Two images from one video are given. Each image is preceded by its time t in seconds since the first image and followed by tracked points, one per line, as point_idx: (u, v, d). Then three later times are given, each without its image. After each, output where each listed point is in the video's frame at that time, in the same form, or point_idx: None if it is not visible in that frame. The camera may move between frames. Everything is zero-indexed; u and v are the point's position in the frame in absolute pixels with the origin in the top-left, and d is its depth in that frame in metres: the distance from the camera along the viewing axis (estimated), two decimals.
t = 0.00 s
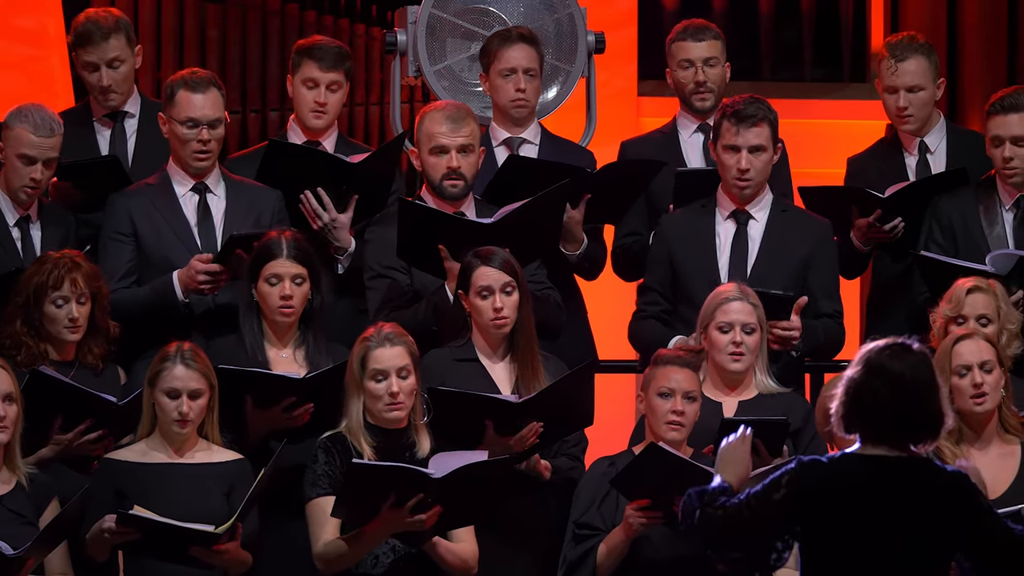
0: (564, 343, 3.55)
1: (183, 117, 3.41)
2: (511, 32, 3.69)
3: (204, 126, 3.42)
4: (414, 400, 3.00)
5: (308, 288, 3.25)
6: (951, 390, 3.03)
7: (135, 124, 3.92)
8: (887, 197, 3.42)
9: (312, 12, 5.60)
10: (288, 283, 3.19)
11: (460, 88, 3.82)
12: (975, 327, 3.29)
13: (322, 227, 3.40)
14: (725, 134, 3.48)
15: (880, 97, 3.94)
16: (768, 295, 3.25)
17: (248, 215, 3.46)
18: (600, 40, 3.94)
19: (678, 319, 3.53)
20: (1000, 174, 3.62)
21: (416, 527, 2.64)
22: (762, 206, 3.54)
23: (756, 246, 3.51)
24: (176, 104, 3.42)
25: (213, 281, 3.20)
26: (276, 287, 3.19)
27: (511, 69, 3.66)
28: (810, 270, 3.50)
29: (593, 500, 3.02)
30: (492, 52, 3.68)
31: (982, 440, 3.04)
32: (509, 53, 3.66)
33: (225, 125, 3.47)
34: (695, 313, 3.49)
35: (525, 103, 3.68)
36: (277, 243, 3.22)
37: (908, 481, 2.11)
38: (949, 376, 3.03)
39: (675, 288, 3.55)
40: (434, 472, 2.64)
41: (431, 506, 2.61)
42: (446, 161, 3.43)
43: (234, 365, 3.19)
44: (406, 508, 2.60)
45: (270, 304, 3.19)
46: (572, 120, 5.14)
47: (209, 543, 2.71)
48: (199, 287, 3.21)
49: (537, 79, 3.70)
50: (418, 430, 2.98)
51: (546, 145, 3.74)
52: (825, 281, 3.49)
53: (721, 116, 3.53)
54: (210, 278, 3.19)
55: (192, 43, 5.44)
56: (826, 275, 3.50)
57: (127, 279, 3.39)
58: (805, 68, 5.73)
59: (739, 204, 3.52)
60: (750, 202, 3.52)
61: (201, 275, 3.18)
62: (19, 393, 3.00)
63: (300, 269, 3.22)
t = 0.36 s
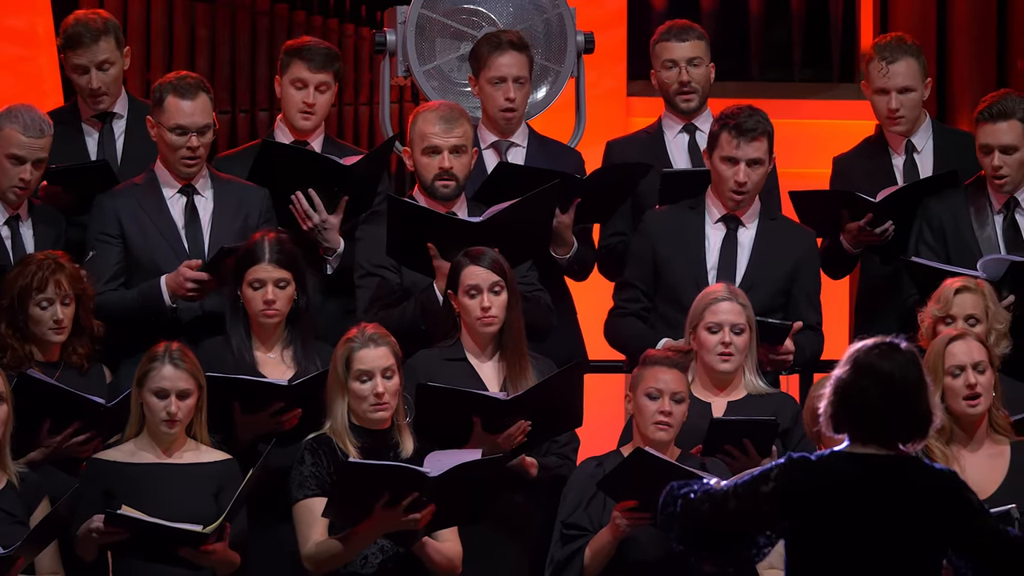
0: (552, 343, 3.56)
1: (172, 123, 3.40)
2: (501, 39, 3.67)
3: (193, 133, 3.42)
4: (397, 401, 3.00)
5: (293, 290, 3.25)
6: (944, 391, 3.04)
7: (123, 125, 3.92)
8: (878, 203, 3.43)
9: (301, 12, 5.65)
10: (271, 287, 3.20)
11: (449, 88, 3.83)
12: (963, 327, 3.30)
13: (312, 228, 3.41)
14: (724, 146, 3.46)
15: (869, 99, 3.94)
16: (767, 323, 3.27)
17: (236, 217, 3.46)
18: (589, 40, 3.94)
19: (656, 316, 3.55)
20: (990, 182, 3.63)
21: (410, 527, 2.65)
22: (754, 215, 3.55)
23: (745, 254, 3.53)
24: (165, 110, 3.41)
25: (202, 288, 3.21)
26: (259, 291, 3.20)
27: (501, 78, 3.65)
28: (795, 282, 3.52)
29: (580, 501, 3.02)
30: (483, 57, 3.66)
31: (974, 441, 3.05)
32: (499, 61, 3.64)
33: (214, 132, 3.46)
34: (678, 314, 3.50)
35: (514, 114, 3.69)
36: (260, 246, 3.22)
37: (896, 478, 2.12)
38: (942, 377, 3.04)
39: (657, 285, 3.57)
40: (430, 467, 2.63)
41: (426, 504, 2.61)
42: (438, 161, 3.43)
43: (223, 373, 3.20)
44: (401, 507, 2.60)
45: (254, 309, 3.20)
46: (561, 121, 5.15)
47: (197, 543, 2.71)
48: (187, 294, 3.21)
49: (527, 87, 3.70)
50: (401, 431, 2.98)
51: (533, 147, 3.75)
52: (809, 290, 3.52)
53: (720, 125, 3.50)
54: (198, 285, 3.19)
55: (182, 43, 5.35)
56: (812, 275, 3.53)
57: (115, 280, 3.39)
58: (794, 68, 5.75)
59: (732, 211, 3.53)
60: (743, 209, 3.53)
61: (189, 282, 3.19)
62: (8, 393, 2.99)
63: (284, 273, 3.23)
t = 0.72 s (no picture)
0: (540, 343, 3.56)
1: (162, 119, 3.40)
2: (494, 42, 3.66)
3: (183, 127, 3.42)
4: (391, 399, 3.03)
5: (282, 291, 3.25)
6: (935, 391, 3.05)
7: (108, 124, 3.90)
8: (869, 204, 3.44)
9: (290, 12, 5.61)
10: (260, 289, 3.20)
11: (438, 88, 3.83)
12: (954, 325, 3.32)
13: (302, 229, 3.41)
14: (713, 152, 3.47)
15: (856, 102, 3.95)
16: (758, 333, 3.29)
17: (226, 216, 3.46)
18: (578, 40, 3.94)
19: (639, 317, 3.56)
20: (986, 177, 3.65)
21: (404, 526, 2.66)
22: (739, 220, 3.56)
23: (732, 256, 3.53)
24: (155, 107, 3.41)
25: (194, 287, 3.21)
26: (248, 293, 3.19)
27: (494, 83, 3.65)
28: (779, 284, 3.53)
29: (569, 500, 3.02)
30: (476, 61, 3.65)
31: (964, 442, 3.05)
32: (493, 66, 3.64)
33: (204, 127, 3.47)
34: (659, 314, 3.51)
35: (505, 116, 3.70)
36: (249, 246, 3.22)
37: (882, 475, 2.13)
38: (933, 377, 3.05)
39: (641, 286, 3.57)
40: (423, 468, 2.65)
41: (419, 505, 2.62)
42: (429, 160, 3.43)
43: (213, 375, 3.20)
44: (394, 507, 2.62)
45: (242, 310, 3.20)
46: (551, 121, 5.15)
47: (188, 544, 2.71)
48: (180, 292, 3.21)
49: (518, 92, 3.70)
50: (394, 430, 2.99)
51: (523, 148, 3.75)
52: (793, 294, 3.53)
53: (708, 131, 3.50)
54: (191, 284, 3.20)
55: (171, 44, 5.43)
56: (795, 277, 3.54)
57: (105, 280, 3.39)
58: (785, 68, 5.78)
59: (718, 213, 3.53)
60: (729, 214, 3.54)
61: (182, 280, 3.19)
62: None
63: (273, 275, 3.22)
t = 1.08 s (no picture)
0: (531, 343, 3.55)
1: (154, 113, 3.41)
2: (487, 40, 3.66)
3: (175, 122, 3.43)
4: (391, 399, 3.00)
5: (276, 289, 3.25)
6: (926, 391, 3.05)
7: (95, 123, 3.88)
8: (863, 203, 3.46)
9: (281, 12, 5.57)
10: (255, 284, 3.19)
11: (429, 88, 3.83)
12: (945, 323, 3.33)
13: (294, 229, 3.40)
14: (699, 151, 3.47)
15: (845, 102, 3.95)
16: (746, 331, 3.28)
17: (217, 216, 3.46)
18: (569, 40, 3.94)
19: (627, 318, 3.56)
20: (978, 172, 3.65)
21: (401, 526, 2.66)
22: (727, 220, 3.57)
23: (720, 256, 3.54)
24: (147, 102, 3.42)
25: (184, 283, 3.22)
26: (243, 288, 3.19)
27: (487, 80, 3.65)
28: (769, 284, 3.52)
29: (559, 500, 3.02)
30: (470, 58, 3.66)
31: (955, 442, 3.05)
32: (486, 62, 3.64)
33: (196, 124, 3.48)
34: (648, 314, 3.52)
35: (499, 114, 3.69)
36: (243, 244, 3.22)
37: (867, 463, 2.12)
38: (924, 378, 3.05)
39: (630, 286, 3.58)
40: (421, 467, 2.64)
41: (416, 504, 2.63)
42: (421, 159, 3.43)
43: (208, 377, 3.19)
44: (390, 507, 2.62)
45: (238, 305, 3.19)
46: (542, 121, 5.15)
47: (181, 543, 2.70)
48: (169, 289, 3.22)
49: (511, 90, 3.70)
50: (394, 430, 2.99)
51: (516, 147, 3.75)
52: (781, 295, 3.52)
53: (694, 130, 3.50)
54: (181, 281, 3.21)
55: (162, 46, 5.50)
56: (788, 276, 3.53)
57: (96, 278, 3.39)
58: (774, 69, 5.80)
59: (705, 213, 3.54)
60: (716, 214, 3.55)
61: (172, 278, 3.20)
62: None
63: (268, 269, 3.22)
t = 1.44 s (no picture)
0: (522, 344, 3.55)
1: (146, 113, 3.41)
2: (480, 42, 3.67)
3: (166, 121, 3.43)
4: (392, 401, 2.99)
5: (269, 292, 3.26)
6: (916, 391, 3.05)
7: (79, 122, 3.86)
8: (850, 201, 3.45)
9: (271, 12, 5.60)
10: (249, 285, 3.21)
11: (419, 87, 3.82)
12: (939, 326, 3.33)
13: (284, 230, 3.40)
14: (689, 147, 3.47)
15: (836, 101, 3.97)
16: (734, 328, 3.24)
17: (208, 216, 3.47)
18: (560, 40, 3.94)
19: (617, 318, 3.57)
20: (965, 167, 3.66)
21: (402, 527, 2.66)
22: (717, 218, 3.57)
23: (710, 256, 3.54)
24: (139, 101, 3.43)
25: (172, 281, 3.21)
26: (237, 289, 3.21)
27: (480, 81, 3.65)
28: (758, 284, 3.53)
29: (550, 500, 3.03)
30: (463, 60, 3.66)
31: (946, 441, 3.06)
32: (479, 63, 3.65)
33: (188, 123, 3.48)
34: (639, 314, 3.53)
35: (491, 115, 3.69)
36: (239, 244, 3.23)
37: (855, 462, 2.13)
38: (914, 378, 3.05)
39: (620, 286, 3.58)
40: (422, 468, 2.65)
41: (417, 505, 2.63)
42: (412, 156, 3.43)
43: (201, 380, 3.19)
44: (392, 508, 2.62)
45: (231, 307, 3.21)
46: (533, 121, 5.15)
47: (173, 543, 2.70)
48: (157, 287, 3.21)
49: (505, 91, 3.70)
50: (396, 430, 2.98)
51: (509, 148, 3.75)
52: (772, 294, 3.53)
53: (684, 128, 3.51)
54: (169, 279, 3.19)
55: (151, 44, 5.49)
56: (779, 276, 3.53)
57: (86, 275, 3.38)
58: (765, 70, 5.79)
59: (695, 212, 3.54)
60: (706, 212, 3.55)
61: (159, 275, 3.19)
62: None
63: (262, 271, 3.23)
